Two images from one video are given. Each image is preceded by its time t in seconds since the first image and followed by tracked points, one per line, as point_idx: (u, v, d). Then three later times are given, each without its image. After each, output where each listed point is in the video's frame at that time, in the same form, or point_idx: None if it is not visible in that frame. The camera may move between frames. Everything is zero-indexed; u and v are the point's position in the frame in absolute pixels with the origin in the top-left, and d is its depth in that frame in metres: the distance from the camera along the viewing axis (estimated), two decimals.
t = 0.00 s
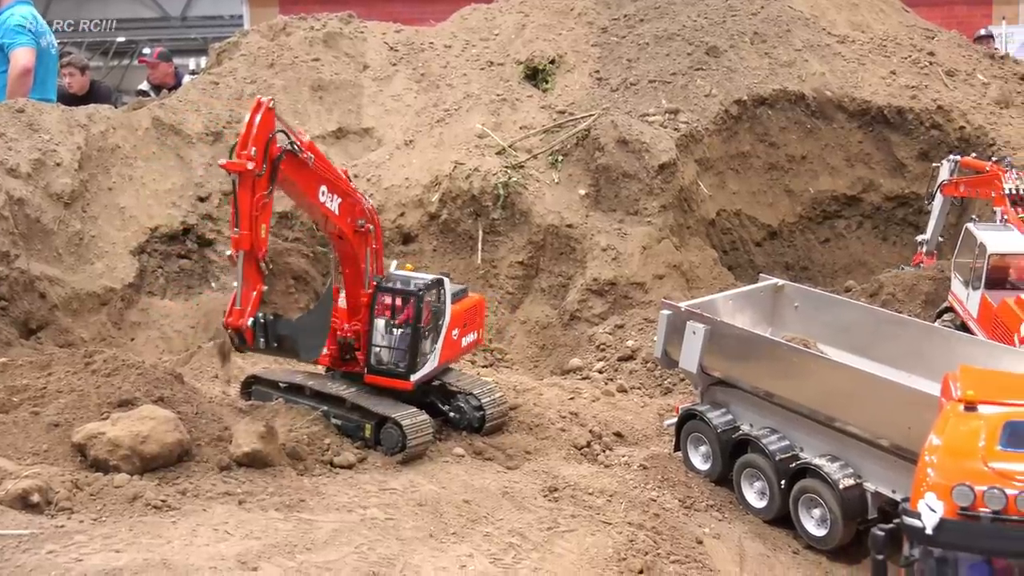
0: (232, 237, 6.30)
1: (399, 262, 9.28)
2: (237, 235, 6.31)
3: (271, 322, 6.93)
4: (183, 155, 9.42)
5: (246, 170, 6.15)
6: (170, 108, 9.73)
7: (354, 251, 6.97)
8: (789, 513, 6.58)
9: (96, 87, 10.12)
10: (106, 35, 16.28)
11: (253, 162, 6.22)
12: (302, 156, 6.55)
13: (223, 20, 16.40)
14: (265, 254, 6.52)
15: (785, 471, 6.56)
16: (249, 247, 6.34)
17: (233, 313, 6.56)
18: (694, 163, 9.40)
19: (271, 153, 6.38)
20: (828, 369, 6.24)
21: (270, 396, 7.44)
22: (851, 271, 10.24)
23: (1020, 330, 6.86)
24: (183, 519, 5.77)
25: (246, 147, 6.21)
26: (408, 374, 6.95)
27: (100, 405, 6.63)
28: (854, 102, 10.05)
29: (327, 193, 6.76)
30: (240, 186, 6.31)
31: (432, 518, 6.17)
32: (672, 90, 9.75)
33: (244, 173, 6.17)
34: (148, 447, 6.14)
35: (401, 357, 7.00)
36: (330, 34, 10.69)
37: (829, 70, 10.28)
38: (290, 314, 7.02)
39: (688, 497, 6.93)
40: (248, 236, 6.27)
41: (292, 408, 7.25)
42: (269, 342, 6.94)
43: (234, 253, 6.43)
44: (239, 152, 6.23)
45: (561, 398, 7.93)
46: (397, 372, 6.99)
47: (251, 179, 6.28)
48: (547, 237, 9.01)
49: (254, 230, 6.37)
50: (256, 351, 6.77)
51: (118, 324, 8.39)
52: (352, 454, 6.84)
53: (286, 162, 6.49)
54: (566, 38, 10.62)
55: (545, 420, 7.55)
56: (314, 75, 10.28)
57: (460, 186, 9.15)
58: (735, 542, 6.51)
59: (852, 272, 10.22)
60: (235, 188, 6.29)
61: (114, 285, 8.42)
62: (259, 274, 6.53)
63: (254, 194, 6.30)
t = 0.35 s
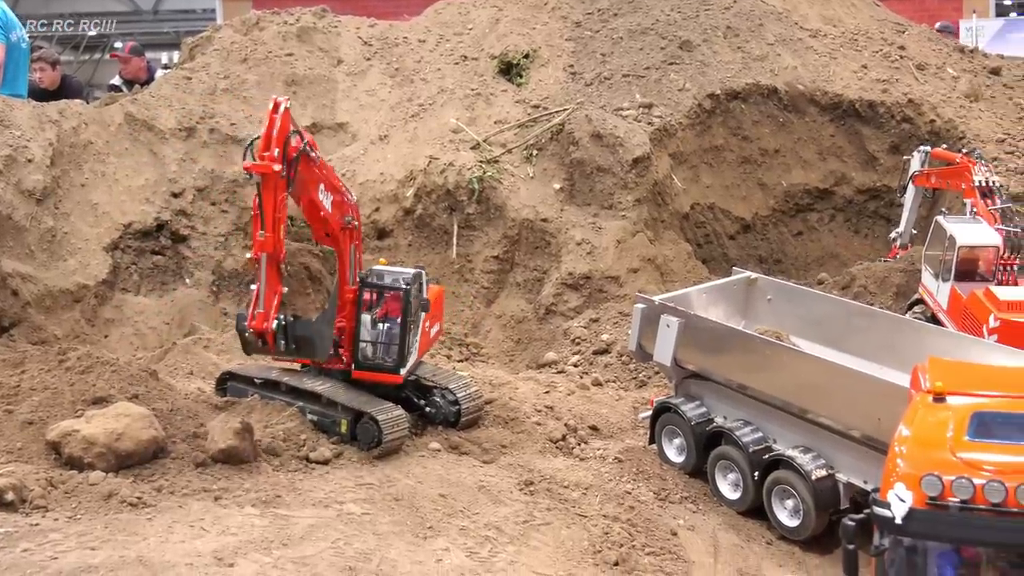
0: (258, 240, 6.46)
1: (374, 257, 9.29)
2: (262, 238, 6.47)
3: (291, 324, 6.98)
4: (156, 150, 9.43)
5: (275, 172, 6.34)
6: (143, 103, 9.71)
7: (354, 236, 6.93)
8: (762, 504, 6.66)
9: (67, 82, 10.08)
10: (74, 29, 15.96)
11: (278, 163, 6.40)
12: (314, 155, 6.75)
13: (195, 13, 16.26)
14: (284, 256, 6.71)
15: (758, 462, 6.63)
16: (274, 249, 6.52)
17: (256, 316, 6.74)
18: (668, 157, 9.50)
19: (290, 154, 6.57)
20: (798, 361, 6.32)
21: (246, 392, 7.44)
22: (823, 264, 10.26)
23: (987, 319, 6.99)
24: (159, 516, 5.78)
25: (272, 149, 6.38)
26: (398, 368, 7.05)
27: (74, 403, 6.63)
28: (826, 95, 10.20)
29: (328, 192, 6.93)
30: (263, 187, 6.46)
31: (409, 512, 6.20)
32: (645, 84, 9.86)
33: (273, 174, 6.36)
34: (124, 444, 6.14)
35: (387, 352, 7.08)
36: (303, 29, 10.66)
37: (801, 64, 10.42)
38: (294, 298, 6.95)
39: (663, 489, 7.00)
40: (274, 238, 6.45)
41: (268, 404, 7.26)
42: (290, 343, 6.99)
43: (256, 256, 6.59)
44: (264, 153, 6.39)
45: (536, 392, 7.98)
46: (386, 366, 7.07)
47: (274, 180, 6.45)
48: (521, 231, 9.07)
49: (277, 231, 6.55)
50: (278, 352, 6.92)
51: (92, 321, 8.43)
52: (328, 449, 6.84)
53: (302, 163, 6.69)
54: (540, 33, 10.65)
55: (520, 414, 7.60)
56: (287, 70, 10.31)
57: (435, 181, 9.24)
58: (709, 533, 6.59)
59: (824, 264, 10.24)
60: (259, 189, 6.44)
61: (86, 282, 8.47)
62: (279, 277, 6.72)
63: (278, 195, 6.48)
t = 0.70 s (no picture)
0: (282, 247, 6.78)
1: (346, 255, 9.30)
2: (285, 245, 6.81)
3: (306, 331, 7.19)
4: (125, 149, 9.39)
5: (300, 179, 6.71)
6: (112, 102, 9.69)
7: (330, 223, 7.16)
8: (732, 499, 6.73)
9: (35, 79, 10.08)
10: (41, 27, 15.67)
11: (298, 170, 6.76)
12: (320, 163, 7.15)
13: (166, 9, 15.73)
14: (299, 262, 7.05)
15: (728, 457, 6.69)
16: (294, 255, 6.87)
17: (277, 324, 7.04)
18: (639, 154, 9.58)
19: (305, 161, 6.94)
20: (767, 357, 6.39)
21: (218, 392, 7.44)
22: (794, 259, 10.31)
23: (953, 313, 7.06)
24: (130, 517, 5.78)
25: (291, 157, 6.72)
26: (382, 364, 7.15)
27: (44, 404, 6.62)
28: (795, 92, 10.29)
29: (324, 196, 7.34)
30: (284, 194, 6.79)
31: (381, 510, 6.22)
32: (616, 81, 9.98)
33: (296, 182, 6.72)
34: (94, 445, 6.13)
35: (370, 349, 7.14)
36: (273, 27, 10.65)
37: (770, 61, 10.48)
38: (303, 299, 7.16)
39: (635, 484, 7.06)
40: (296, 244, 6.81)
41: (239, 403, 7.26)
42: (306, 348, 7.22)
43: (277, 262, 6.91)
44: (285, 161, 6.71)
45: (509, 389, 8.03)
46: (370, 364, 7.14)
47: (294, 188, 6.80)
48: (493, 228, 9.15)
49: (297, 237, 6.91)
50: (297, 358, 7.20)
51: (62, 322, 8.43)
52: (300, 448, 6.83)
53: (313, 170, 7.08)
54: (511, 30, 10.72)
55: (492, 411, 7.64)
56: (257, 68, 10.27)
57: (406, 178, 9.30)
58: (680, 528, 6.65)
59: (794, 260, 10.28)
60: (281, 197, 6.77)
61: (55, 282, 8.49)
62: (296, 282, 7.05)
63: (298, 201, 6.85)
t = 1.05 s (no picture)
0: (301, 268, 6.66)
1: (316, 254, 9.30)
2: (302, 266, 6.67)
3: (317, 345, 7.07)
4: (92, 148, 9.44)
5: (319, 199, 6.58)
6: (78, 100, 9.72)
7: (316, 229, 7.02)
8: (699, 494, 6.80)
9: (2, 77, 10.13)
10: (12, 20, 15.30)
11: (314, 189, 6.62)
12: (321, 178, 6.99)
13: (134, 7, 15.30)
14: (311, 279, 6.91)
15: (695, 453, 6.76)
16: (310, 275, 6.75)
17: (293, 342, 6.94)
18: (607, 152, 9.73)
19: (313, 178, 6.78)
20: (735, 354, 6.44)
21: (186, 392, 7.44)
22: (761, 256, 10.39)
23: (905, 306, 7.18)
24: (97, 517, 5.78)
25: (307, 178, 6.59)
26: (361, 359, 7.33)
27: (9, 404, 6.61)
28: (762, 91, 10.36)
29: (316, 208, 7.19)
30: (300, 215, 6.61)
31: (350, 508, 6.24)
32: (584, 79, 10.11)
33: (315, 203, 6.60)
34: (59, 445, 6.12)
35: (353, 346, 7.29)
36: (241, 24, 10.62)
37: (737, 59, 10.56)
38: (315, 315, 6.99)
39: (603, 481, 7.11)
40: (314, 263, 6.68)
41: (207, 403, 7.26)
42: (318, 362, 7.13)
43: (293, 282, 6.73)
44: (301, 182, 6.56)
45: (478, 386, 8.07)
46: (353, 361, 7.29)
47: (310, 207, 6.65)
48: (462, 226, 9.18)
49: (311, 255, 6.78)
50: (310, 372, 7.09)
51: (28, 322, 8.52)
52: (268, 447, 6.85)
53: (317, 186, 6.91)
54: (480, 28, 10.75)
55: (461, 409, 7.68)
56: (225, 66, 10.24)
57: (376, 177, 9.34)
58: (647, 524, 6.71)
59: (761, 257, 10.36)
60: (298, 217, 6.59)
61: (23, 282, 8.60)
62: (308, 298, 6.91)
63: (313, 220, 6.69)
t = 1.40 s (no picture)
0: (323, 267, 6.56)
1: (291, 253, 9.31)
2: (323, 266, 6.59)
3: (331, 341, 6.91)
4: (64, 146, 9.44)
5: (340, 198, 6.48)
6: (50, 98, 9.71)
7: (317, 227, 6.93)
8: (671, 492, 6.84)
9: None
10: None
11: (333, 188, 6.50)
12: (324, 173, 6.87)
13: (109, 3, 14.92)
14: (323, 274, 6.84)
15: (667, 451, 6.81)
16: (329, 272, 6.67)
17: (312, 340, 6.77)
18: (581, 151, 9.78)
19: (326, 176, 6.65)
20: (708, 353, 6.48)
21: (158, 391, 7.45)
22: (734, 255, 10.45)
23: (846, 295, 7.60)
24: (67, 517, 5.77)
25: (327, 177, 6.45)
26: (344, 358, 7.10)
27: None
28: (735, 91, 10.42)
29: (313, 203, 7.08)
30: (320, 216, 6.51)
31: (322, 508, 6.24)
32: (559, 79, 10.16)
33: (336, 203, 6.46)
34: (29, 446, 6.11)
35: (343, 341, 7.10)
36: (215, 22, 10.58)
37: (711, 59, 10.60)
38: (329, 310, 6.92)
39: (576, 479, 7.15)
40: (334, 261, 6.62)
41: (180, 403, 7.27)
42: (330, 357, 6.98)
43: (314, 282, 6.65)
44: (321, 182, 6.43)
45: (452, 385, 8.11)
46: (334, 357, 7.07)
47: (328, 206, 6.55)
48: (437, 225, 9.23)
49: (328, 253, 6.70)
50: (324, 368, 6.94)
51: None
52: (241, 447, 6.85)
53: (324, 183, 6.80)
54: (454, 27, 10.75)
55: (434, 408, 7.69)
56: (199, 64, 10.21)
57: (350, 176, 9.33)
58: (619, 522, 6.75)
59: (734, 256, 10.42)
60: (320, 219, 6.49)
61: None
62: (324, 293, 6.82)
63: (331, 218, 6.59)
